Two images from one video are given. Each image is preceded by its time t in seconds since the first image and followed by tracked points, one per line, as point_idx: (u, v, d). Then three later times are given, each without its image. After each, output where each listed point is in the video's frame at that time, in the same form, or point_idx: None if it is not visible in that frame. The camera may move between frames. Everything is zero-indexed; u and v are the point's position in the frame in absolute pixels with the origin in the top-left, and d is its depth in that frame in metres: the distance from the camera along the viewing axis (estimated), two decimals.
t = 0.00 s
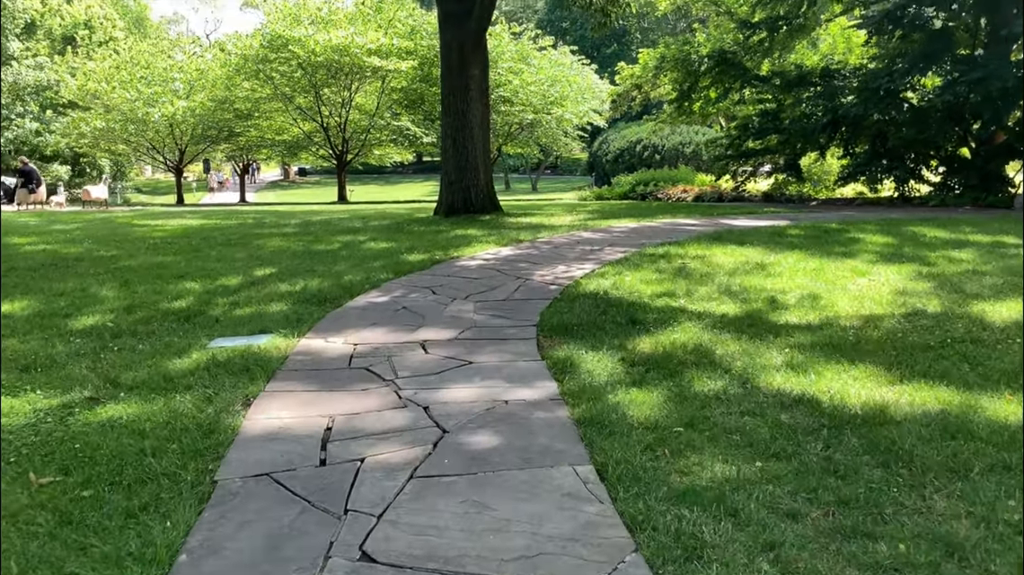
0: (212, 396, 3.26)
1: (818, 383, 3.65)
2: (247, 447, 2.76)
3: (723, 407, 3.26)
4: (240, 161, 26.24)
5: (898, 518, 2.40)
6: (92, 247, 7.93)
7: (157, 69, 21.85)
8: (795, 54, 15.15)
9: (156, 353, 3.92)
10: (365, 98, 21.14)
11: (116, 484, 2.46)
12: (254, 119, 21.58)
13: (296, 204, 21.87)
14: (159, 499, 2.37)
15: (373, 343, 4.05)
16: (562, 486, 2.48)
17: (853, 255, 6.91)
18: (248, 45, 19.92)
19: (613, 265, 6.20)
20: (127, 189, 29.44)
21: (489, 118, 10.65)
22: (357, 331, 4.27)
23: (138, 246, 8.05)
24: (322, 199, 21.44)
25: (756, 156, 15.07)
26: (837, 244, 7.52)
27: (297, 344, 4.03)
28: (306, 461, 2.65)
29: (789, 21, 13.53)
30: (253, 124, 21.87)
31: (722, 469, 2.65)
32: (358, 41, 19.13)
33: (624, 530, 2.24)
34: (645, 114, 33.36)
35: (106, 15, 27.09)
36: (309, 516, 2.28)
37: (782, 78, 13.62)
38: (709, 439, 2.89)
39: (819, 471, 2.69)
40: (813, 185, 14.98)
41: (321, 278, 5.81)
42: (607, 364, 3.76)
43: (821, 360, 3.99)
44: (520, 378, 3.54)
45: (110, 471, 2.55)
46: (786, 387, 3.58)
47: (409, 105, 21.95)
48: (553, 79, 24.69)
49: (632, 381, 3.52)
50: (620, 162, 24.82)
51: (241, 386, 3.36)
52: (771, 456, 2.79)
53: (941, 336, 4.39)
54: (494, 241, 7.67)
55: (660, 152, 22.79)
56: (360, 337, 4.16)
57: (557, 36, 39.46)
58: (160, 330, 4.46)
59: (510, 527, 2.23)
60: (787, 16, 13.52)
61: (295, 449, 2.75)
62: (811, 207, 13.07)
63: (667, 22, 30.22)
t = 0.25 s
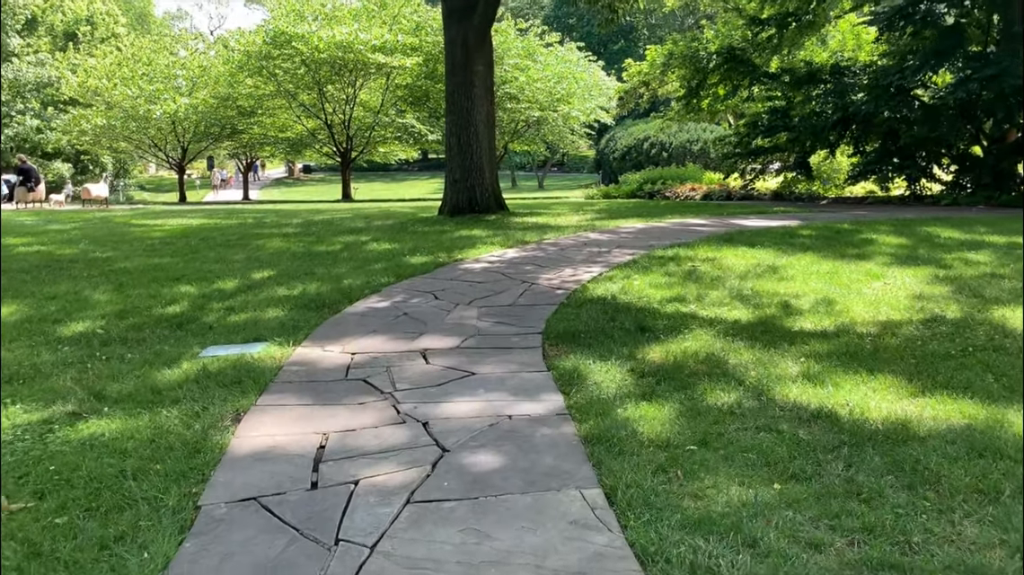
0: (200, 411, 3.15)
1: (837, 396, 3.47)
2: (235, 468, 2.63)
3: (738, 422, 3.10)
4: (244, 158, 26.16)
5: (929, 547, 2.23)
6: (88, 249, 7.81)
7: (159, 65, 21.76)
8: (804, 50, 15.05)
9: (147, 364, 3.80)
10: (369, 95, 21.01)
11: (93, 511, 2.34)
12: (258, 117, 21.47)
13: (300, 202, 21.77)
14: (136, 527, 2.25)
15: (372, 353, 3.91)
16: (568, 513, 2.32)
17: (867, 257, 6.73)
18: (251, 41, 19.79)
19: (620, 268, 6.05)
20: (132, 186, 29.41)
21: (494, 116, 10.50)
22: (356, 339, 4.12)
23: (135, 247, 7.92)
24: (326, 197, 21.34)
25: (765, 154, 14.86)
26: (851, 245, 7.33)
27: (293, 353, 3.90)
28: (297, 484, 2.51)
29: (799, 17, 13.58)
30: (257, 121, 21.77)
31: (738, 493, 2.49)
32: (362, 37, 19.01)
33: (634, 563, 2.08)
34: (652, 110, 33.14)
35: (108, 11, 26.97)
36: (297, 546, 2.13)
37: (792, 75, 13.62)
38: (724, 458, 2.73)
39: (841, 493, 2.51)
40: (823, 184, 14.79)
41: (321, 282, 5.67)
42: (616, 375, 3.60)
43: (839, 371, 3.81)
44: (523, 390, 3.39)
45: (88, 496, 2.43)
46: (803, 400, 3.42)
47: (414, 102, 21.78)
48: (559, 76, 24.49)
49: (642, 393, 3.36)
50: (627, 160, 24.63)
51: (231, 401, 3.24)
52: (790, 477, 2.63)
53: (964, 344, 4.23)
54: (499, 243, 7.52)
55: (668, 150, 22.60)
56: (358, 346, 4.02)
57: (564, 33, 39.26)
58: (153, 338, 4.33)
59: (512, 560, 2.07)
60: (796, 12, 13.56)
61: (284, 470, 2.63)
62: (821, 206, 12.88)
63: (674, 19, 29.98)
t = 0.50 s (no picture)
0: (190, 422, 3.06)
1: (858, 406, 3.31)
2: (221, 485, 2.52)
3: (753, 435, 2.95)
4: (252, 158, 26.15)
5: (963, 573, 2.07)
6: (89, 250, 7.74)
7: (166, 65, 21.75)
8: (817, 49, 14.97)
9: (138, 372, 3.71)
10: (377, 95, 20.92)
11: (68, 532, 2.24)
12: (265, 116, 21.43)
13: (308, 202, 21.72)
14: (113, 548, 2.15)
15: (371, 359, 3.79)
16: (573, 536, 2.18)
17: (884, 259, 6.55)
18: (258, 40, 19.73)
19: (629, 270, 5.90)
20: (140, 186, 29.47)
21: (501, 115, 10.36)
22: (355, 345, 4.00)
23: (136, 248, 7.84)
24: (333, 197, 21.27)
25: (777, 154, 14.70)
26: (868, 247, 7.15)
27: (290, 360, 3.78)
28: (286, 502, 2.39)
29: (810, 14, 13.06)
30: (264, 121, 21.72)
31: (755, 513, 2.34)
32: (369, 36, 18.93)
33: None
34: (662, 109, 32.91)
35: (117, 11, 27.00)
36: (283, 571, 2.01)
37: (804, 74, 13.31)
38: (739, 475, 2.58)
39: (864, 513, 2.35)
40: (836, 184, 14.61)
41: (323, 285, 5.56)
42: (624, 384, 3.46)
43: (859, 380, 3.65)
44: (527, 399, 3.25)
45: (65, 515, 2.34)
46: (821, 411, 3.26)
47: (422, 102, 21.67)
48: (568, 75, 24.32)
49: (652, 404, 3.22)
50: (637, 160, 24.44)
51: (222, 412, 3.15)
52: (809, 495, 2.47)
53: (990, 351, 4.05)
54: (506, 244, 7.39)
55: (677, 149, 22.39)
56: (358, 352, 3.90)
57: (573, 32, 39.08)
58: (148, 344, 4.23)
59: None
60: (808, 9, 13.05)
61: (273, 485, 2.51)
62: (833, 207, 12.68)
63: (685, 17, 29.74)
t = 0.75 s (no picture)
0: (180, 432, 2.88)
1: (878, 420, 3.15)
2: (209, 502, 2.39)
3: (768, 452, 2.80)
4: (264, 158, 26.15)
5: None
6: (96, 250, 7.65)
7: (179, 65, 21.78)
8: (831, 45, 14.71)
9: (132, 376, 3.55)
10: (388, 94, 20.82)
11: (44, 554, 2.12)
12: (277, 116, 21.40)
13: (319, 202, 21.68)
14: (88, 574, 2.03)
15: (371, 365, 3.64)
16: (576, 563, 2.04)
17: (903, 261, 6.36)
18: (269, 41, 19.68)
19: (640, 272, 5.74)
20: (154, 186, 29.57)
21: (510, 113, 10.21)
22: (355, 350, 3.86)
23: (144, 248, 7.75)
24: (345, 197, 21.22)
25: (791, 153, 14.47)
26: (886, 248, 6.96)
27: (288, 366, 3.63)
28: (272, 522, 2.25)
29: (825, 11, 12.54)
30: (276, 121, 21.69)
31: (772, 539, 2.19)
32: (380, 36, 18.84)
33: None
34: (674, 108, 32.66)
35: (131, 12, 27.06)
36: None
37: (818, 71, 13.01)
38: (754, 496, 2.43)
39: (890, 540, 2.20)
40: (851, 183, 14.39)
41: (326, 287, 5.44)
42: (633, 394, 3.31)
43: (879, 391, 3.48)
44: (532, 410, 3.10)
45: (42, 535, 2.21)
46: (841, 425, 3.11)
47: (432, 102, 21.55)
48: (579, 74, 24.12)
49: (662, 417, 3.07)
50: (648, 159, 24.23)
51: (215, 420, 2.97)
52: (830, 519, 2.32)
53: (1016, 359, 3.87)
54: (514, 245, 7.25)
55: (689, 148, 22.16)
56: (357, 357, 3.75)
57: (584, 31, 38.86)
58: (145, 347, 4.11)
59: None
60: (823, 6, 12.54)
61: (262, 503, 2.37)
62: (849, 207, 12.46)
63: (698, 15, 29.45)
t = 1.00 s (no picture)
0: (171, 444, 2.74)
1: (899, 435, 3.02)
2: (196, 521, 2.26)
3: (785, 471, 2.68)
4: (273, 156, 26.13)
5: None
6: (101, 250, 7.58)
7: (190, 64, 21.78)
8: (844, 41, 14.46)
9: (125, 384, 3.40)
10: (397, 92, 20.73)
11: None
12: (286, 114, 21.35)
13: (328, 200, 21.64)
14: None
15: (370, 373, 3.52)
16: None
17: (920, 262, 6.18)
18: (278, 38, 19.63)
19: (650, 275, 5.60)
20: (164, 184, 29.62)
21: (517, 111, 10.08)
22: (354, 357, 3.74)
23: (149, 248, 7.67)
24: (353, 195, 21.16)
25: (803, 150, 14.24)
26: (902, 249, 6.78)
27: (285, 373, 3.50)
28: (261, 545, 2.13)
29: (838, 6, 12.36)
30: (285, 119, 21.65)
31: (790, 567, 2.07)
32: (389, 33, 18.74)
33: None
34: (684, 104, 32.41)
35: (141, 10, 27.08)
36: None
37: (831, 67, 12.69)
38: (770, 520, 2.31)
39: (917, 569, 2.07)
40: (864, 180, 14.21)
41: (329, 290, 5.32)
42: (641, 405, 3.18)
43: (899, 403, 3.34)
44: (537, 423, 2.96)
45: (17, 557, 2.08)
46: (860, 440, 2.98)
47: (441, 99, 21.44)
48: (589, 70, 23.93)
49: (672, 430, 2.94)
50: (658, 156, 24.02)
51: (206, 433, 2.83)
52: (851, 546, 2.20)
53: None
54: (521, 245, 7.11)
55: (700, 145, 21.93)
56: (357, 364, 3.63)
57: (594, 27, 38.64)
58: (141, 350, 3.99)
59: None
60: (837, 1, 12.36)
61: (252, 524, 2.24)
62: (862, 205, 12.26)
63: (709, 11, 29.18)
